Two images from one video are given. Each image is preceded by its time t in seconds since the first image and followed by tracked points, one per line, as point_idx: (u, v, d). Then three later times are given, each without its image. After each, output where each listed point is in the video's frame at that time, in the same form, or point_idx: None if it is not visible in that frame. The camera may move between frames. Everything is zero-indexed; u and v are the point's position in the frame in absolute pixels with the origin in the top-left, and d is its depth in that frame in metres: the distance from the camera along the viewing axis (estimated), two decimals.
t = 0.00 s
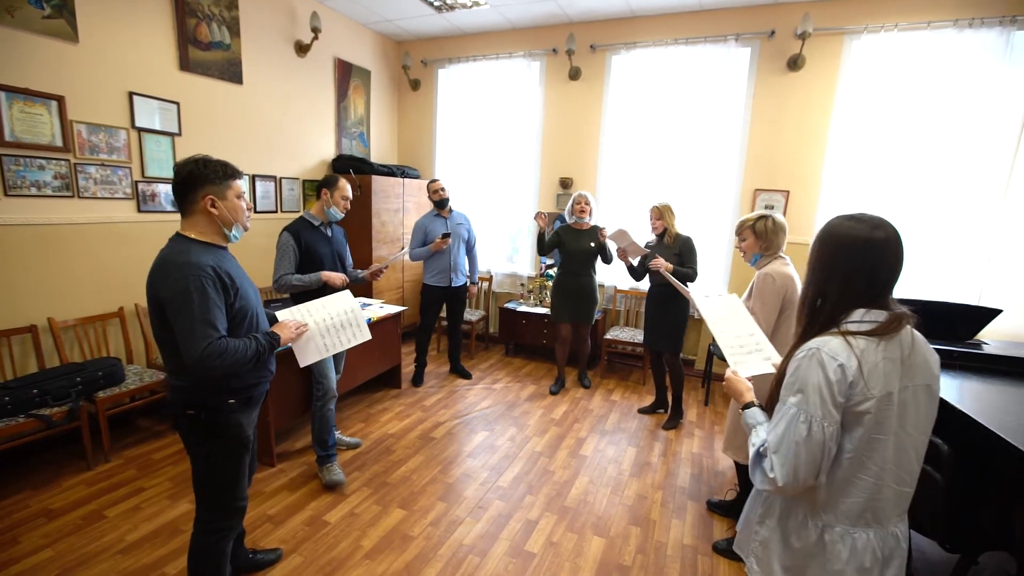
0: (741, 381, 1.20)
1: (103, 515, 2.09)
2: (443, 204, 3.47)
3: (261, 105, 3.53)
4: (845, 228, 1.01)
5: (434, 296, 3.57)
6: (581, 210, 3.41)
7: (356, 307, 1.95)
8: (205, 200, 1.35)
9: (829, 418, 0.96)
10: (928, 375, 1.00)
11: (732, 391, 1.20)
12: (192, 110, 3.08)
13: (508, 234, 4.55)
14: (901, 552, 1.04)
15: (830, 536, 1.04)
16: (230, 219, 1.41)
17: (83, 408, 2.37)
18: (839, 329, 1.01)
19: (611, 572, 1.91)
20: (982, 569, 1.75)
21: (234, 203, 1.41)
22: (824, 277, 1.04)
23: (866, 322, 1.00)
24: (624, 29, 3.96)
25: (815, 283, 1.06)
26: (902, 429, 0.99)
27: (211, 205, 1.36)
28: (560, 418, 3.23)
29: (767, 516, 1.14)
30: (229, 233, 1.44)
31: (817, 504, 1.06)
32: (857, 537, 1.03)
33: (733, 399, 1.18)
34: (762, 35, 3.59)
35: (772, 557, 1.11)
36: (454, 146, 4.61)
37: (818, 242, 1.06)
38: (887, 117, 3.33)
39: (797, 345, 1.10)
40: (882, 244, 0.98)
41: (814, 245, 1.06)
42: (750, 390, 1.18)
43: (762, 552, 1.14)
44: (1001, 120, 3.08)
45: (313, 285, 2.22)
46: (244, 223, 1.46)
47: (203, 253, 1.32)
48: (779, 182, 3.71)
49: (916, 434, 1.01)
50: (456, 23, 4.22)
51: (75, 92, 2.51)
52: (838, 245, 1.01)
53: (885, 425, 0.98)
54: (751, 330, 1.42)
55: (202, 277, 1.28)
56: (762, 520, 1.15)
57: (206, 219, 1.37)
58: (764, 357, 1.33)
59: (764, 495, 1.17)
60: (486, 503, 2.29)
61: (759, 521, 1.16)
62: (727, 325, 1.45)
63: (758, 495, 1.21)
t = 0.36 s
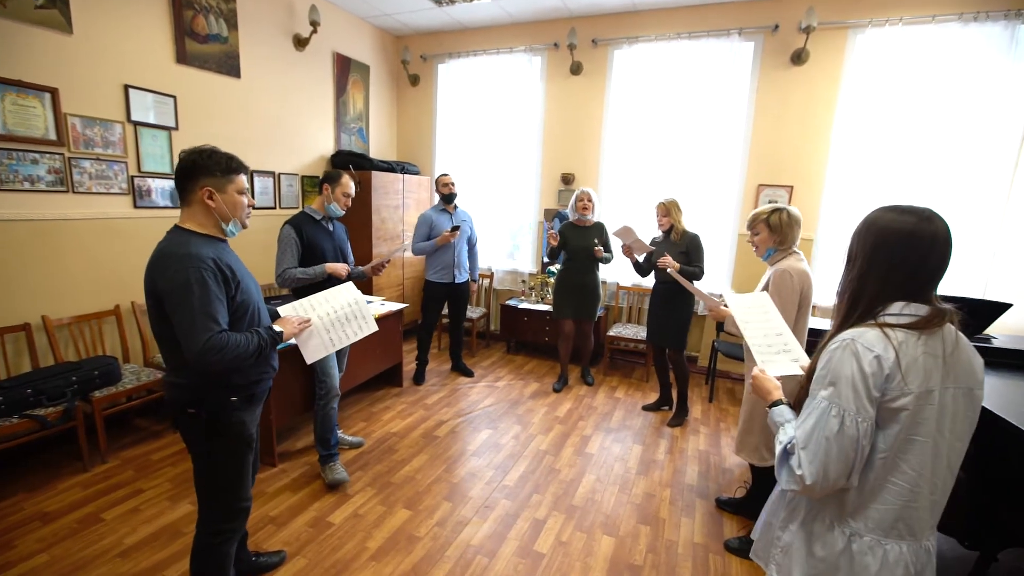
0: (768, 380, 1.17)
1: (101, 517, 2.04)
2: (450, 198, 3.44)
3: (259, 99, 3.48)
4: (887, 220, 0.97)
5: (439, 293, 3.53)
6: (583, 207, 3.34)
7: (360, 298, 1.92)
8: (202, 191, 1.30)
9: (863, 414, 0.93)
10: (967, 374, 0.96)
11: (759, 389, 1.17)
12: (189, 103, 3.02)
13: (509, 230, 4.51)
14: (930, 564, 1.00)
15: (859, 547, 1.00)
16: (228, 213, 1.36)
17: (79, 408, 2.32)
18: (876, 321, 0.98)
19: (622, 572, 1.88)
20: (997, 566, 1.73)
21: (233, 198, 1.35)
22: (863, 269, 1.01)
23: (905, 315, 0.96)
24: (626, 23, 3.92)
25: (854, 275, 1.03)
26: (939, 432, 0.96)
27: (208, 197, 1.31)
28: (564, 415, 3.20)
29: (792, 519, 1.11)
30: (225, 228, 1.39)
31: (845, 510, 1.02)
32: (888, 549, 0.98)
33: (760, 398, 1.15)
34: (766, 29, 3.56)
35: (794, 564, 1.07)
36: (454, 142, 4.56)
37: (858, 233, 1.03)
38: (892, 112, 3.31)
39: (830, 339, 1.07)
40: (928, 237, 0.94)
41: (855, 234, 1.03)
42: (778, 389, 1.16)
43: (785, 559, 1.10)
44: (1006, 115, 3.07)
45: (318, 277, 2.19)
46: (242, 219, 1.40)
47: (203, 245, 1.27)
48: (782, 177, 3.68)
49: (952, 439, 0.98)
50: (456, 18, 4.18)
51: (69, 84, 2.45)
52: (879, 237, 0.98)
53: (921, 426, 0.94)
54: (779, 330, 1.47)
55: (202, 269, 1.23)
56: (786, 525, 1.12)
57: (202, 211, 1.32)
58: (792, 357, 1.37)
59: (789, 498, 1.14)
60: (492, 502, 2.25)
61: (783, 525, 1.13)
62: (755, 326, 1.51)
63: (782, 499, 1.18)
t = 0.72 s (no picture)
0: (784, 365, 1.15)
1: (97, 518, 1.99)
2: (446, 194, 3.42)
3: (256, 94, 3.43)
4: (907, 203, 0.95)
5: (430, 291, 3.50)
6: (586, 202, 3.35)
7: (366, 293, 1.91)
8: (195, 181, 1.26)
9: (880, 398, 0.90)
10: (988, 361, 0.94)
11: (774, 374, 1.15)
12: (185, 97, 2.96)
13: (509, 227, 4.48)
14: (954, 554, 0.97)
15: (880, 537, 0.97)
16: (222, 205, 1.30)
17: (73, 407, 2.27)
18: (893, 305, 0.96)
19: (631, 569, 1.85)
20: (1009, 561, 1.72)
21: (228, 188, 1.29)
22: (881, 252, 0.99)
23: (923, 299, 0.94)
24: (627, 19, 3.90)
25: (872, 260, 1.01)
26: (960, 418, 0.93)
27: (201, 187, 1.26)
28: (566, 412, 3.17)
29: (810, 511, 1.09)
30: (221, 220, 1.33)
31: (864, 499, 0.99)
32: (911, 539, 0.96)
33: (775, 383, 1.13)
34: (767, 25, 3.55)
35: (814, 558, 1.04)
36: (453, 139, 4.53)
37: (877, 217, 1.01)
38: (892, 108, 3.31)
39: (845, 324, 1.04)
40: (951, 220, 0.92)
41: (873, 218, 1.01)
42: (794, 374, 1.14)
43: (803, 552, 1.08)
44: (1006, 111, 3.07)
45: (319, 272, 2.15)
46: (239, 212, 1.35)
47: (198, 237, 1.23)
48: (783, 173, 3.67)
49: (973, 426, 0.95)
50: (455, 13, 4.14)
51: (62, 76, 2.40)
52: (899, 220, 0.95)
53: (942, 411, 0.92)
54: (796, 318, 1.47)
55: (196, 263, 1.18)
56: (805, 517, 1.09)
57: (196, 202, 1.28)
58: (809, 344, 1.37)
59: (807, 489, 1.11)
60: (497, 500, 2.22)
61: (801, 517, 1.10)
62: (773, 310, 1.50)
63: (800, 491, 1.15)
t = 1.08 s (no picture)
0: (796, 366, 1.14)
1: (99, 520, 1.97)
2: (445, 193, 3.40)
3: (256, 93, 3.41)
4: (904, 200, 0.96)
5: (426, 291, 3.49)
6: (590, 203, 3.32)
7: (374, 291, 1.94)
8: (198, 177, 1.24)
9: (899, 391, 0.90)
10: (1000, 351, 0.94)
11: (788, 376, 1.14)
12: (186, 96, 2.95)
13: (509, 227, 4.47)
14: (974, 542, 0.98)
15: (904, 532, 0.96)
16: (227, 201, 1.29)
17: (73, 408, 2.24)
18: (904, 299, 0.96)
19: (638, 568, 1.84)
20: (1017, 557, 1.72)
21: (233, 184, 1.28)
22: (882, 250, 0.99)
23: (933, 292, 0.94)
24: (627, 18, 3.90)
25: (873, 257, 1.01)
26: (976, 408, 0.93)
27: (205, 182, 1.25)
28: (569, 412, 3.16)
29: (830, 509, 1.07)
30: (226, 217, 1.32)
31: (884, 495, 0.99)
32: (934, 531, 0.95)
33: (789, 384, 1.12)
34: (767, 24, 3.56)
35: (838, 557, 1.03)
36: (453, 138, 4.52)
37: (876, 215, 1.01)
38: (893, 107, 3.32)
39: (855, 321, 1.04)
40: (944, 215, 0.92)
41: (872, 216, 1.01)
42: (807, 374, 1.13)
43: (826, 552, 1.06)
44: (1006, 110, 3.08)
45: (321, 272, 2.12)
46: (244, 208, 1.33)
47: (203, 235, 1.21)
48: (784, 171, 3.68)
49: (988, 415, 0.95)
50: (455, 12, 4.14)
51: (63, 74, 2.38)
52: (896, 217, 0.96)
53: (959, 402, 0.91)
54: (803, 321, 1.46)
55: (201, 263, 1.16)
56: (824, 515, 1.08)
57: (199, 199, 1.26)
58: (818, 347, 1.36)
59: (825, 486, 1.10)
60: (502, 500, 2.21)
61: (821, 516, 1.09)
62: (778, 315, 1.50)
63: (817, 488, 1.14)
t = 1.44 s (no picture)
0: (799, 354, 1.15)
1: (102, 519, 1.97)
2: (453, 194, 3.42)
3: (258, 93, 3.42)
4: (906, 190, 0.96)
5: (437, 290, 3.50)
6: (595, 200, 3.33)
7: (381, 289, 1.94)
8: (207, 175, 1.25)
9: (904, 379, 0.91)
10: (1001, 338, 0.95)
11: (790, 364, 1.15)
12: (188, 96, 2.95)
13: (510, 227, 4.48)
14: (981, 522, 0.99)
15: (910, 511, 0.98)
16: (236, 200, 1.30)
17: (76, 408, 2.24)
18: (906, 290, 0.96)
19: (642, 566, 1.84)
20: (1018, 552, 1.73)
21: (241, 182, 1.28)
22: (882, 240, 1.00)
23: (935, 282, 0.95)
24: (627, 20, 3.92)
25: (874, 248, 1.03)
26: (979, 393, 0.94)
27: (215, 180, 1.25)
28: (571, 411, 3.17)
29: (836, 492, 1.08)
30: (234, 216, 1.32)
31: (890, 477, 1.00)
32: (939, 510, 0.97)
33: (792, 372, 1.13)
34: (767, 25, 3.58)
35: (847, 538, 1.04)
36: (453, 139, 4.53)
37: (878, 206, 1.02)
38: (891, 107, 3.34)
39: (858, 311, 1.05)
40: (945, 205, 0.93)
41: (874, 208, 1.02)
42: (809, 362, 1.14)
43: (833, 532, 1.08)
44: (1003, 110, 3.11)
45: (327, 273, 2.12)
46: (252, 206, 1.34)
47: (212, 234, 1.21)
48: (784, 171, 3.70)
49: (991, 400, 0.96)
50: (456, 13, 4.15)
51: (65, 74, 2.38)
52: (897, 208, 0.97)
53: (963, 389, 0.92)
54: (801, 306, 1.47)
55: (212, 263, 1.16)
56: (831, 498, 1.09)
57: (209, 197, 1.27)
58: (816, 331, 1.38)
59: (831, 471, 1.11)
60: (505, 498, 2.21)
61: (827, 499, 1.10)
62: (777, 300, 1.51)
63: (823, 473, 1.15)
